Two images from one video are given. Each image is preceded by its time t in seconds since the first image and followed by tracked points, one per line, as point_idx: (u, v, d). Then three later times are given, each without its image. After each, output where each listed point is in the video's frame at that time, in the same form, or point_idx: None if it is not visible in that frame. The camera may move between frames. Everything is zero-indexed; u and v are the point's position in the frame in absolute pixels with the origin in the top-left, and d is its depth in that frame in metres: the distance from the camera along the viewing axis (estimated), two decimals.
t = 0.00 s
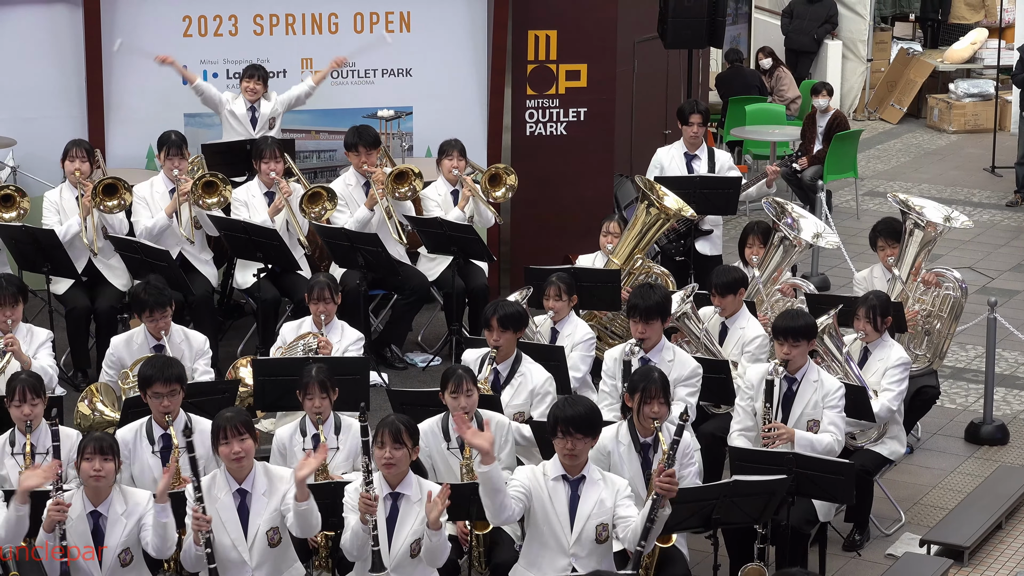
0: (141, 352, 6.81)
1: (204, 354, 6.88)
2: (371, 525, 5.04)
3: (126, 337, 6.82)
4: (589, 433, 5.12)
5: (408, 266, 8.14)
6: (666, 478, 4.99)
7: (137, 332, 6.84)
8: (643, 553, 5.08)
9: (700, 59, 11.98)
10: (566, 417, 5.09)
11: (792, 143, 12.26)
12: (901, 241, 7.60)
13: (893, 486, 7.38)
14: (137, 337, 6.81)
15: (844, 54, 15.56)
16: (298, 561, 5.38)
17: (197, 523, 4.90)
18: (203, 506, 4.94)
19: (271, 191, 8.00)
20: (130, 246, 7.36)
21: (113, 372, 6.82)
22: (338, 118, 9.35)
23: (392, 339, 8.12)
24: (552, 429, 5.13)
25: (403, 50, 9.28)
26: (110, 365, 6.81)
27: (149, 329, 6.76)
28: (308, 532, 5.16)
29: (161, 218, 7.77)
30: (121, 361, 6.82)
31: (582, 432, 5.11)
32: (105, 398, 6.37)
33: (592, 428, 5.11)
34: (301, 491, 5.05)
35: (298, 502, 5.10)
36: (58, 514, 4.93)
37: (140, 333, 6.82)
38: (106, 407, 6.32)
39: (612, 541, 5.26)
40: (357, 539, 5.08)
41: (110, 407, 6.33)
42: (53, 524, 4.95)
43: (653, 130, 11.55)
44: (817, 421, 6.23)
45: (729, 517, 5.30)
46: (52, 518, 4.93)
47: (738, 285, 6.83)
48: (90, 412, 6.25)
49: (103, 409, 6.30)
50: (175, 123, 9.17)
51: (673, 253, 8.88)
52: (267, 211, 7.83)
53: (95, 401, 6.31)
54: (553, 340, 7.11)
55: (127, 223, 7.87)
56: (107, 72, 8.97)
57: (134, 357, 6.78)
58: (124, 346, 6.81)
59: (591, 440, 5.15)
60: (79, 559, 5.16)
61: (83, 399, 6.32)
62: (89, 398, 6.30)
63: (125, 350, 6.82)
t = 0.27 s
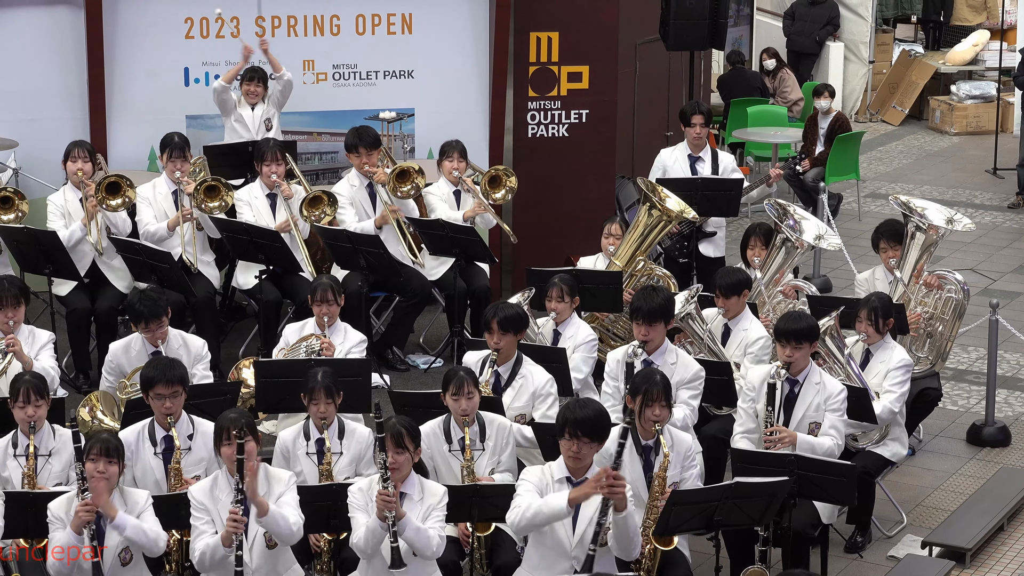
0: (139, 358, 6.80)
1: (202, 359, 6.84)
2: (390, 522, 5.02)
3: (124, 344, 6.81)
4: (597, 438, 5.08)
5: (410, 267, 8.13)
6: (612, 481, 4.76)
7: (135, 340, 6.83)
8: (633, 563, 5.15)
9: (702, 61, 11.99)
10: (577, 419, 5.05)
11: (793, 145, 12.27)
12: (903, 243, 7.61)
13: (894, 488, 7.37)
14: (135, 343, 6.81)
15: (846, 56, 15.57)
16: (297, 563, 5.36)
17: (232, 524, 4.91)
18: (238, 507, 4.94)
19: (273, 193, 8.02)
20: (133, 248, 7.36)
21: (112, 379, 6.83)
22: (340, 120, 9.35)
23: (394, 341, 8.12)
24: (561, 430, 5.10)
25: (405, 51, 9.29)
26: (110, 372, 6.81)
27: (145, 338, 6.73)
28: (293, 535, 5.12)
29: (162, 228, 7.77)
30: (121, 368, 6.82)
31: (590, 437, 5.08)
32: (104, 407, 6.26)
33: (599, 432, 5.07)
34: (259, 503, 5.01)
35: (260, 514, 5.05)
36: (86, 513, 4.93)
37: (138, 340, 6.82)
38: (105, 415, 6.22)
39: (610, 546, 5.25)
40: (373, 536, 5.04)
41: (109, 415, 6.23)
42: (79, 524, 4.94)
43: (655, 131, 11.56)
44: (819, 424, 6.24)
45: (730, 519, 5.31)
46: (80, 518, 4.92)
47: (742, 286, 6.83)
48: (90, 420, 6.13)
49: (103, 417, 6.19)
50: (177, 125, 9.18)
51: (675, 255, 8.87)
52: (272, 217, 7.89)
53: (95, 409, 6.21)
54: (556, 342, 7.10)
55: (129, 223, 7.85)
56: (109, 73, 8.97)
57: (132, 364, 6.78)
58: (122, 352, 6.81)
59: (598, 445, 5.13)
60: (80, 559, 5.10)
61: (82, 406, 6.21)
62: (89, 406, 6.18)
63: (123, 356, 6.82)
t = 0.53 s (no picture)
0: (137, 361, 6.78)
1: (202, 361, 6.88)
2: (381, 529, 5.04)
3: (123, 347, 6.80)
4: (599, 442, 5.09)
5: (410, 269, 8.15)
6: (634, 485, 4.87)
7: (134, 343, 6.83)
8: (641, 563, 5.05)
9: (703, 62, 12.00)
10: (580, 421, 5.06)
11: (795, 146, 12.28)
12: (905, 243, 7.61)
13: (895, 489, 7.37)
14: (134, 348, 6.80)
15: (847, 57, 15.58)
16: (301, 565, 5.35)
17: (202, 528, 4.90)
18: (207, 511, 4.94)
19: (274, 194, 8.02)
20: (134, 249, 7.38)
21: (112, 381, 6.83)
22: (341, 121, 9.35)
23: (395, 341, 8.13)
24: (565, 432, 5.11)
25: (407, 52, 9.29)
26: (110, 375, 6.81)
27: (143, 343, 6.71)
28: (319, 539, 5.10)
29: (165, 224, 7.78)
30: (120, 371, 6.82)
31: (593, 440, 5.09)
32: (105, 410, 6.23)
33: (603, 436, 5.08)
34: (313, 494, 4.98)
35: (309, 505, 5.02)
36: (57, 515, 4.90)
37: (137, 343, 6.80)
38: (105, 419, 6.19)
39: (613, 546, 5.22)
40: (365, 544, 5.06)
41: (109, 419, 6.20)
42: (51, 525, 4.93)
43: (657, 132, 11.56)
44: (821, 426, 6.24)
45: (731, 520, 5.31)
46: (51, 518, 4.90)
47: (744, 287, 6.84)
48: (90, 422, 6.12)
49: (102, 421, 6.17)
50: (179, 126, 9.19)
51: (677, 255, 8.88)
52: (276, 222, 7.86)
53: (95, 412, 6.18)
54: (557, 343, 7.11)
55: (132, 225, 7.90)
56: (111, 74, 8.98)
57: (131, 367, 6.77)
58: (122, 355, 6.79)
59: (601, 448, 5.13)
60: (80, 558, 5.16)
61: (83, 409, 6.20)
62: (88, 408, 6.18)
63: (123, 359, 6.81)
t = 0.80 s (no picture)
0: (140, 363, 6.80)
1: (204, 362, 6.87)
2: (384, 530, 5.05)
3: (125, 348, 6.81)
4: (595, 440, 5.07)
5: (412, 270, 8.16)
6: (631, 488, 4.87)
7: (136, 344, 6.83)
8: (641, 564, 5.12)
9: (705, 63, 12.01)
10: (575, 422, 5.05)
11: (797, 147, 12.27)
12: (907, 244, 7.62)
13: (898, 491, 7.37)
14: (137, 347, 6.81)
15: (850, 59, 15.57)
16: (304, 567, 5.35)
17: (220, 526, 4.95)
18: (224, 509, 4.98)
19: (276, 196, 8.02)
20: (137, 250, 7.39)
21: (115, 382, 6.84)
22: (343, 122, 9.37)
23: (397, 343, 8.15)
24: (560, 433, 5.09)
25: (408, 54, 9.29)
26: (111, 376, 6.82)
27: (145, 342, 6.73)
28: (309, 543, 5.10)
29: (165, 233, 7.82)
30: (122, 372, 6.83)
31: (589, 439, 5.07)
32: (106, 410, 6.23)
33: (598, 435, 5.07)
34: (294, 500, 5.01)
35: (292, 512, 5.05)
36: (81, 511, 4.91)
37: (139, 344, 6.81)
38: (106, 419, 6.20)
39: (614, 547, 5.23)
40: (368, 543, 5.07)
41: (111, 420, 6.20)
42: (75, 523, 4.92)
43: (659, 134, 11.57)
44: (825, 429, 6.23)
45: (733, 522, 5.31)
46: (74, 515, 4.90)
47: (747, 288, 6.85)
48: (91, 422, 6.12)
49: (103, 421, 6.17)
50: (181, 127, 9.20)
51: (678, 257, 8.88)
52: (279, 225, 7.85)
53: (96, 412, 6.18)
54: (559, 344, 7.12)
55: (134, 228, 7.88)
56: (113, 76, 8.97)
57: (133, 368, 6.78)
58: (124, 356, 6.80)
59: (597, 447, 5.11)
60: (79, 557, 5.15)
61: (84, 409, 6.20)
62: (89, 409, 6.17)
63: (125, 361, 6.82)
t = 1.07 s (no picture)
0: (144, 360, 6.79)
1: (207, 359, 6.91)
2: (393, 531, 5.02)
3: (129, 345, 6.80)
4: (589, 435, 5.07)
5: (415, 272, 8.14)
6: (605, 486, 4.85)
7: (140, 340, 6.83)
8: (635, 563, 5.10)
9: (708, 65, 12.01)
10: (565, 421, 5.08)
11: (799, 148, 12.28)
12: (907, 246, 7.62)
13: (900, 492, 7.37)
14: (141, 344, 6.80)
15: (852, 60, 15.58)
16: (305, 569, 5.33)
17: (242, 537, 4.94)
18: (248, 519, 4.97)
19: (279, 197, 8.02)
20: (139, 252, 7.40)
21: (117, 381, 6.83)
22: (345, 124, 9.34)
23: (399, 344, 8.16)
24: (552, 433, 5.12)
25: (411, 56, 9.29)
26: (115, 374, 6.79)
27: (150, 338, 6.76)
28: (303, 550, 5.11)
29: (166, 234, 7.85)
30: (126, 370, 6.80)
31: (581, 435, 5.07)
32: (107, 405, 6.27)
33: (591, 431, 5.07)
34: (273, 516, 5.03)
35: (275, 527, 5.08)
36: (90, 520, 4.87)
37: (143, 341, 6.81)
38: (107, 414, 6.21)
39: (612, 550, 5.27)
40: (378, 544, 5.05)
41: (112, 415, 6.22)
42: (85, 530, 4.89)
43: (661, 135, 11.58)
44: (829, 431, 6.24)
45: (736, 523, 5.31)
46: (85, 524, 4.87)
47: (748, 289, 6.85)
48: (91, 418, 6.12)
49: (104, 416, 6.18)
50: (184, 128, 9.20)
51: (680, 259, 8.90)
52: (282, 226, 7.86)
53: (97, 407, 6.20)
54: (561, 345, 7.12)
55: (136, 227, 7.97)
56: (115, 77, 8.97)
57: (138, 365, 6.76)
58: (128, 354, 6.78)
59: (592, 443, 5.09)
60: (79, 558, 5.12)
61: (85, 406, 6.22)
62: (90, 405, 6.18)
63: (129, 358, 6.80)
